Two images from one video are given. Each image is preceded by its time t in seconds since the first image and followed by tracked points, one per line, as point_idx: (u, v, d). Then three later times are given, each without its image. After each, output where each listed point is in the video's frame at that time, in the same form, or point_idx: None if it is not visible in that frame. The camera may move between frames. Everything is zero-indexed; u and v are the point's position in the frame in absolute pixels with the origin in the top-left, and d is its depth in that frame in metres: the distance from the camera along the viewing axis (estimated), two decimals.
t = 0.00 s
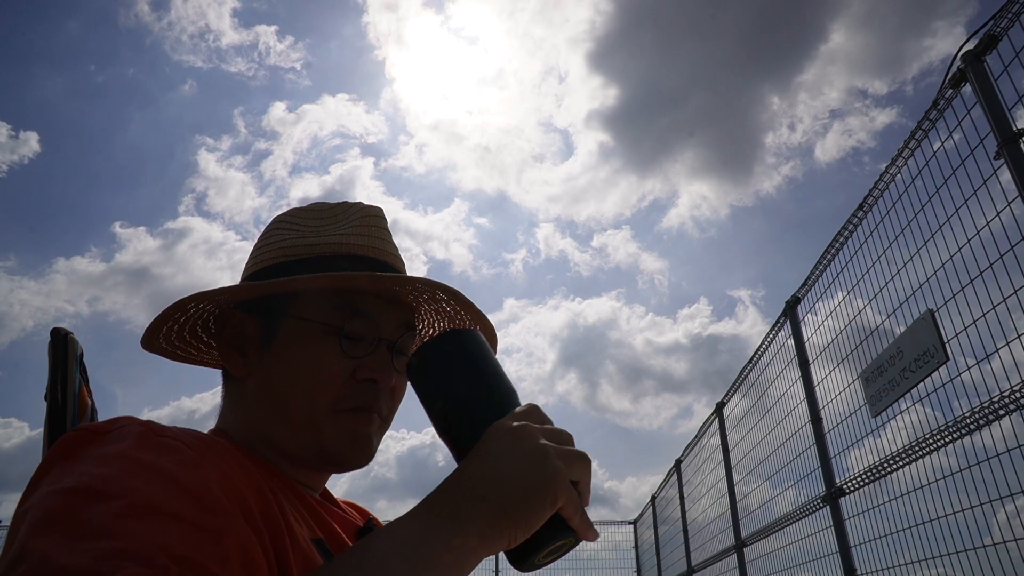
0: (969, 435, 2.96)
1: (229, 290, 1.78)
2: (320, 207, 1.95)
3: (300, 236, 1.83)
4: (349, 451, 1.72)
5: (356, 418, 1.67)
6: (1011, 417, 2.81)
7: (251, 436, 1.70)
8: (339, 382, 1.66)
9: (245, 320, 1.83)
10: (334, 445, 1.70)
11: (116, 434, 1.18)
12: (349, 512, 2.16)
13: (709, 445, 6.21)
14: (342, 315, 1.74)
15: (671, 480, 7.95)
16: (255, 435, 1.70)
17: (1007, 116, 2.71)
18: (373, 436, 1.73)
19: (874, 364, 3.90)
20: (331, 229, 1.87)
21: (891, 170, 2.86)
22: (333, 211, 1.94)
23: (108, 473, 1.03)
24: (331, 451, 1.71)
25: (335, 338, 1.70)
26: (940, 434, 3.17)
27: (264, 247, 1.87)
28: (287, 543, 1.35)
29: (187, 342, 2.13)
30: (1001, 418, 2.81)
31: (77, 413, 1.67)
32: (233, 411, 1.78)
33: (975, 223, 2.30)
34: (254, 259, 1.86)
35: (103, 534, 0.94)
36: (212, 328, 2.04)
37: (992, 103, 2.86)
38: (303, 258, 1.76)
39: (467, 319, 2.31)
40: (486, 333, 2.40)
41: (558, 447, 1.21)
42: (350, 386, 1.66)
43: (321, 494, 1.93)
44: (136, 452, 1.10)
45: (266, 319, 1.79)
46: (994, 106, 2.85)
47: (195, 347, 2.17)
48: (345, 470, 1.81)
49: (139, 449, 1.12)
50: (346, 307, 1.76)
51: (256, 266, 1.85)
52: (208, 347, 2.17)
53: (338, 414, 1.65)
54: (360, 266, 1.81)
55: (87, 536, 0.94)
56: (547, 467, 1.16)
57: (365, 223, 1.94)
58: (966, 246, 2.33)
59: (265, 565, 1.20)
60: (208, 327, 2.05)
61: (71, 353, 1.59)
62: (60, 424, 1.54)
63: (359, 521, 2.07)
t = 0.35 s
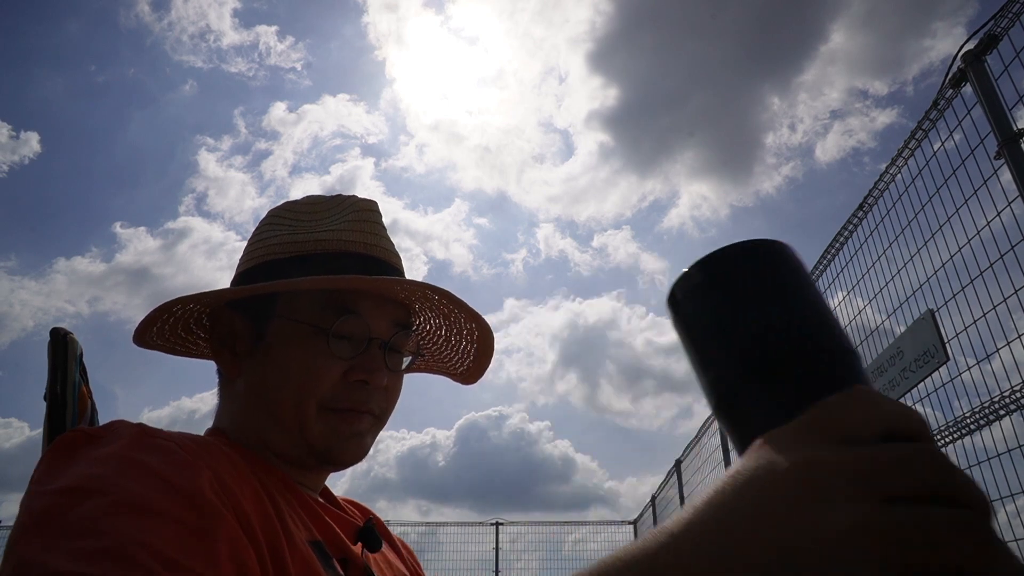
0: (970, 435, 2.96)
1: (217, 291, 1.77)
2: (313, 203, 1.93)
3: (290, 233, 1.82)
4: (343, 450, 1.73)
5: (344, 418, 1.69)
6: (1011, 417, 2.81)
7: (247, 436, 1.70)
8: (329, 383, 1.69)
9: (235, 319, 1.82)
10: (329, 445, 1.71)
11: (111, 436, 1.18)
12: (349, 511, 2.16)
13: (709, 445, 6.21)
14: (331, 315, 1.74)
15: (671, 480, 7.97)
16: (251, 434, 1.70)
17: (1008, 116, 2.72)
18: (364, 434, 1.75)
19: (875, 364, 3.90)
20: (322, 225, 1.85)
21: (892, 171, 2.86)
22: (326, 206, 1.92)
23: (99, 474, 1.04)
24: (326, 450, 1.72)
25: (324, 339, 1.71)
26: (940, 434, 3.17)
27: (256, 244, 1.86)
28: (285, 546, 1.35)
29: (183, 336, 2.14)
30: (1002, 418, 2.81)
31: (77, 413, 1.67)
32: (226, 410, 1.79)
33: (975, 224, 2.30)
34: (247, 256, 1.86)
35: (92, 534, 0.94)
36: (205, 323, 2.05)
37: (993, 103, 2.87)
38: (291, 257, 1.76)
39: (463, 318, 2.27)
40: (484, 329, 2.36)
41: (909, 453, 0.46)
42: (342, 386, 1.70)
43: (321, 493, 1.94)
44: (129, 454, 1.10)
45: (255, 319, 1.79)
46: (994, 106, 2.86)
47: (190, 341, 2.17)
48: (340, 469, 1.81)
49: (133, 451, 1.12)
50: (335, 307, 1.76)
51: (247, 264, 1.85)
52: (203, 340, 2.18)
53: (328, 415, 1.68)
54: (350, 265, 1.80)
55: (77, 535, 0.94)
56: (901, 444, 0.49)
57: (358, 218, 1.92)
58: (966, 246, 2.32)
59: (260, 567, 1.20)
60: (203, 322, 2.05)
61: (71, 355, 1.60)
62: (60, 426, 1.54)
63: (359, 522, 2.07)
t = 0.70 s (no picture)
0: (970, 434, 2.96)
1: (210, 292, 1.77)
2: (304, 196, 1.92)
3: (281, 229, 1.82)
4: (342, 450, 1.74)
5: (341, 416, 1.69)
6: (1012, 417, 2.81)
7: (245, 436, 1.71)
8: (325, 381, 1.69)
9: (229, 317, 1.83)
10: (328, 445, 1.71)
11: (112, 443, 1.18)
12: (351, 510, 2.17)
13: (709, 445, 6.22)
14: (324, 312, 1.74)
15: (671, 480, 7.97)
16: (249, 434, 1.71)
17: (1008, 116, 2.72)
18: (365, 433, 1.75)
19: (875, 364, 3.90)
20: (313, 219, 1.85)
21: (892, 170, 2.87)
22: (317, 199, 1.91)
23: (102, 481, 1.04)
24: (326, 451, 1.72)
25: (317, 336, 1.71)
26: (940, 434, 3.18)
27: (247, 241, 1.87)
28: (288, 548, 1.36)
29: (175, 331, 2.13)
30: (1002, 418, 2.81)
31: (77, 413, 1.68)
32: (224, 409, 1.80)
33: (976, 223, 2.30)
34: (239, 252, 1.86)
35: (98, 539, 0.94)
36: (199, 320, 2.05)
37: (993, 103, 2.87)
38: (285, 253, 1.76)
39: (461, 312, 2.26)
40: (483, 323, 2.36)
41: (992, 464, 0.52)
42: (339, 384, 1.70)
43: (322, 493, 1.94)
44: (130, 459, 1.11)
45: (250, 319, 1.79)
46: (995, 106, 2.86)
47: (182, 336, 2.17)
48: (339, 468, 1.82)
49: (133, 456, 1.12)
50: (328, 303, 1.76)
51: (239, 262, 1.85)
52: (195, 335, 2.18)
53: (326, 414, 1.68)
54: (341, 260, 1.79)
55: (84, 542, 0.94)
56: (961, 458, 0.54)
57: (349, 211, 1.91)
58: (966, 246, 2.33)
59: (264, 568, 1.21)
60: (195, 317, 2.05)
61: (70, 352, 1.59)
62: (60, 426, 1.54)
63: (360, 520, 2.08)
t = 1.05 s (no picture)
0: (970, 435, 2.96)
1: (205, 292, 1.78)
2: (297, 197, 1.93)
3: (274, 230, 1.82)
4: (340, 449, 1.74)
5: (337, 414, 1.70)
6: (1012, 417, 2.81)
7: (244, 435, 1.71)
8: (319, 380, 1.69)
9: (225, 318, 1.83)
10: (326, 445, 1.71)
11: (116, 443, 1.18)
12: (350, 509, 2.17)
13: (709, 445, 6.22)
14: (318, 310, 1.75)
15: (671, 480, 7.97)
16: (247, 434, 1.70)
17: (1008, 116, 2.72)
18: (361, 433, 1.75)
19: (875, 364, 3.90)
20: (306, 219, 1.85)
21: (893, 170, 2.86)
22: (311, 199, 1.91)
23: (109, 481, 1.04)
24: (324, 450, 1.72)
25: (312, 334, 1.72)
26: (940, 434, 3.18)
27: (242, 243, 1.87)
28: (289, 548, 1.36)
29: (171, 332, 2.13)
30: (1002, 418, 2.82)
31: (77, 414, 1.68)
32: (222, 409, 1.80)
33: (978, 223, 2.30)
34: (235, 253, 1.86)
35: (109, 538, 0.94)
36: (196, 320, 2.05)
37: (993, 102, 2.87)
38: (279, 252, 1.77)
39: (456, 309, 2.27)
40: (478, 321, 2.36)
41: None
42: (333, 382, 1.70)
43: (322, 493, 1.94)
44: (135, 459, 1.11)
45: (245, 318, 1.80)
46: (995, 105, 2.86)
47: (178, 337, 2.17)
48: (337, 467, 1.82)
49: (138, 456, 1.13)
50: (320, 302, 1.76)
51: (235, 263, 1.86)
52: (192, 336, 2.17)
53: (322, 413, 1.68)
54: (335, 258, 1.80)
55: (94, 541, 0.94)
56: None
57: (343, 210, 1.91)
58: (966, 246, 2.33)
59: (268, 569, 1.21)
60: (192, 318, 2.05)
61: (70, 351, 1.59)
62: (60, 426, 1.54)
63: (359, 520, 2.08)
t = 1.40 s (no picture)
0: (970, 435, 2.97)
1: (205, 292, 1.79)
2: (296, 198, 1.94)
3: (273, 231, 1.83)
4: (339, 447, 1.75)
5: (336, 411, 1.71)
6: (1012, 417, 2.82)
7: (243, 433, 1.72)
8: (319, 376, 1.70)
9: (225, 318, 1.84)
10: (326, 443, 1.73)
11: (120, 443, 1.20)
12: (350, 510, 2.19)
13: (709, 445, 6.23)
14: (317, 309, 1.76)
15: (671, 480, 7.98)
16: (247, 432, 1.71)
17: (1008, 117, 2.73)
18: (361, 430, 1.76)
19: (874, 365, 3.91)
20: (304, 220, 1.86)
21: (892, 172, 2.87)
22: (309, 201, 1.92)
23: (115, 480, 1.05)
24: (324, 447, 1.73)
25: (311, 332, 1.73)
26: (941, 434, 3.19)
27: (241, 244, 1.88)
28: (290, 547, 1.37)
29: (170, 334, 2.14)
30: (1002, 419, 2.83)
31: (77, 414, 1.69)
32: (221, 408, 1.81)
33: (975, 225, 2.31)
34: (234, 254, 1.88)
35: (119, 534, 0.95)
36: (195, 321, 2.06)
37: (993, 104, 2.88)
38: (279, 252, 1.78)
39: (454, 306, 2.28)
40: (476, 318, 2.38)
41: None
42: (332, 379, 1.72)
43: (322, 493, 1.95)
44: (138, 458, 1.12)
45: (245, 318, 1.81)
46: (994, 107, 2.87)
47: (177, 338, 2.17)
48: (337, 465, 1.83)
49: (141, 455, 1.14)
50: (319, 300, 1.77)
51: (234, 264, 1.87)
52: (191, 338, 2.18)
53: (322, 410, 1.70)
54: (334, 257, 1.81)
55: (103, 538, 0.95)
56: None
57: (341, 211, 1.92)
58: (966, 246, 2.34)
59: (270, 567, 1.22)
60: (191, 319, 2.06)
61: (70, 352, 1.61)
62: (59, 426, 1.55)
63: (359, 521, 2.09)
